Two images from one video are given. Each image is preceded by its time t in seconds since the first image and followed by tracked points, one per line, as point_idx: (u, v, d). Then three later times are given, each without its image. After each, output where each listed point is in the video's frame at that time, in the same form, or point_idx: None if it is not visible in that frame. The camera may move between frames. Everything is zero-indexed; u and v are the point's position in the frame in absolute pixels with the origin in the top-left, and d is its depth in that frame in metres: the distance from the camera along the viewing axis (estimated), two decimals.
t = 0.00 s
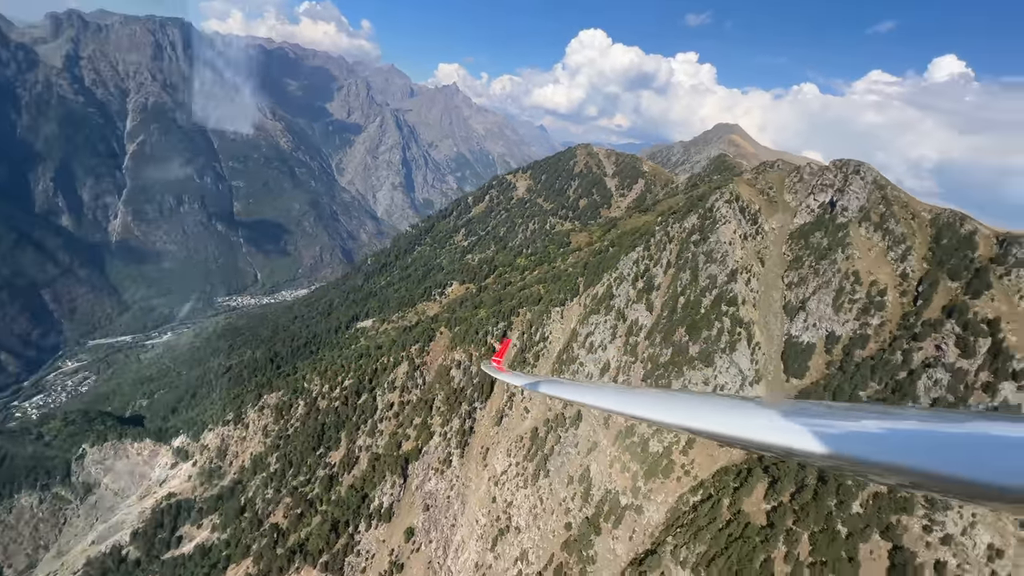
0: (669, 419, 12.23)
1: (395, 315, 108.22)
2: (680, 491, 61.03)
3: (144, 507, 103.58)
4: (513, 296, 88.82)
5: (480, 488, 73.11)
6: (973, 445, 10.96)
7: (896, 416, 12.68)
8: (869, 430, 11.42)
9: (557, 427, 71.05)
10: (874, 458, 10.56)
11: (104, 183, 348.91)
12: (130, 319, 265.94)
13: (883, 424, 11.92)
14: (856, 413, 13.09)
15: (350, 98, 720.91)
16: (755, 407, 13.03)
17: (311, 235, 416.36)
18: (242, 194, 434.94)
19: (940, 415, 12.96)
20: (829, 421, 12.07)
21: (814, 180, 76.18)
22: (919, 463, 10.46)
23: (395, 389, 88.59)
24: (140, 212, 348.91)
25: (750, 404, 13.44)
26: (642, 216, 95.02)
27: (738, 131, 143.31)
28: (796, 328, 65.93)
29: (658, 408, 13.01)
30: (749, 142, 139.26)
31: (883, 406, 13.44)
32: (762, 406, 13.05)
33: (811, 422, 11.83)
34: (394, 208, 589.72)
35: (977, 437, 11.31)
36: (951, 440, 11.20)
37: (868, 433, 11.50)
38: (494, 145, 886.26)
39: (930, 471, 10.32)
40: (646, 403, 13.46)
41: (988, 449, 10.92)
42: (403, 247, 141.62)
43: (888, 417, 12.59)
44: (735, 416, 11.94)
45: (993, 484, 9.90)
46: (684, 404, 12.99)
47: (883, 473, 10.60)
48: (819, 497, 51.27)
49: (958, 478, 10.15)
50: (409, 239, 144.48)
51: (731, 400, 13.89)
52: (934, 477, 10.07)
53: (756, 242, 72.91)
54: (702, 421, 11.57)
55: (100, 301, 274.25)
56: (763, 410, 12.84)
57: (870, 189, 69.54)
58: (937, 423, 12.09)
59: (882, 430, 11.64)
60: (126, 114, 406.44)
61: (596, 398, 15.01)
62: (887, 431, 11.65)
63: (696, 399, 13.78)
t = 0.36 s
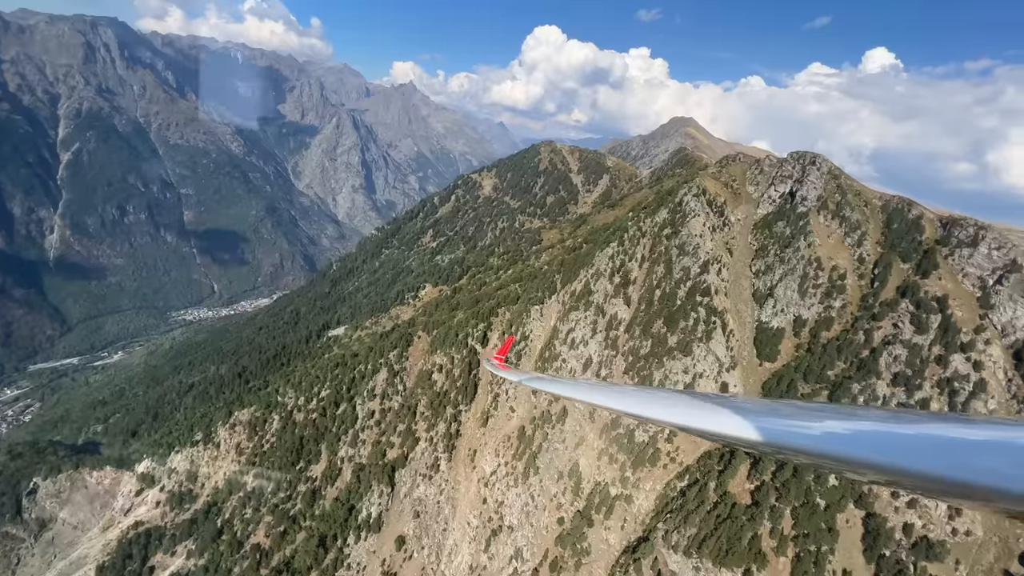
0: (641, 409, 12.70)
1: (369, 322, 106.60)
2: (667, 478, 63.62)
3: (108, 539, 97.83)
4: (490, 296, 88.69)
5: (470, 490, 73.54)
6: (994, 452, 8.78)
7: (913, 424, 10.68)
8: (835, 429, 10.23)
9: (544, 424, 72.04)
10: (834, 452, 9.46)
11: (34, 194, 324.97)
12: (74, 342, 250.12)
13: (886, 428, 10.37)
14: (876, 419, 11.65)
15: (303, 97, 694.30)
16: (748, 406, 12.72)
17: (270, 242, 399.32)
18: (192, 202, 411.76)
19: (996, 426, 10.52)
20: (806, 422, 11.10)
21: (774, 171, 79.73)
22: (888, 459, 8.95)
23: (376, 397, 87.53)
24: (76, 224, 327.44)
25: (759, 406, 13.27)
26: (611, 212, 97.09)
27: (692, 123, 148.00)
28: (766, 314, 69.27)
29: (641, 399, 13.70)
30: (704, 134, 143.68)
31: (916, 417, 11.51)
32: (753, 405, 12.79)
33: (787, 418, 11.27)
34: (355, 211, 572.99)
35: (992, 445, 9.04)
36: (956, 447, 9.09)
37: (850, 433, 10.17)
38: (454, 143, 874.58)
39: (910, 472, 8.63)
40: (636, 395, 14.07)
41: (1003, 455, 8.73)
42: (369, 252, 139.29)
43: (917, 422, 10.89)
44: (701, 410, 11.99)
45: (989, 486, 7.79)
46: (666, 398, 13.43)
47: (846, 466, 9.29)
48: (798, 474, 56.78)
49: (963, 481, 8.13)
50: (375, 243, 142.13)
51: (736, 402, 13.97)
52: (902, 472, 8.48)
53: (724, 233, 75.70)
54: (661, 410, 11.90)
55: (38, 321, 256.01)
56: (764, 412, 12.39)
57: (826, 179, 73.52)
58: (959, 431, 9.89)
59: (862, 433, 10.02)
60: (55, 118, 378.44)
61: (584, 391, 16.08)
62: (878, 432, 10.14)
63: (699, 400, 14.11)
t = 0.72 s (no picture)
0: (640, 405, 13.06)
1: (342, 331, 104.66)
2: (655, 467, 65.81)
3: None
4: (468, 298, 88.59)
5: (461, 494, 73.68)
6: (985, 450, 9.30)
7: (904, 420, 11.25)
8: (830, 424, 10.77)
9: (531, 422, 72.87)
10: (832, 448, 9.85)
11: None
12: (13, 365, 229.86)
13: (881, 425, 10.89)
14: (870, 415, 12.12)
15: (251, 99, 669.12)
16: (746, 401, 13.26)
17: (228, 252, 385.98)
18: (140, 212, 389.21)
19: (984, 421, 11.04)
20: (801, 418, 11.66)
21: (737, 164, 82.64)
22: (884, 457, 9.44)
23: (357, 406, 86.44)
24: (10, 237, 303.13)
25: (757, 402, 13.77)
26: (581, 209, 98.94)
27: (650, 118, 152.08)
28: (738, 303, 72.13)
29: (641, 395, 14.17)
30: (661, 128, 147.22)
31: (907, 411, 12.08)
32: (751, 402, 13.31)
33: (783, 414, 11.78)
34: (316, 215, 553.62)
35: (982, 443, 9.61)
36: (954, 445, 9.59)
37: (845, 430, 10.69)
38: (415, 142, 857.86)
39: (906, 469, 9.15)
40: (638, 392, 14.45)
41: (996, 456, 9.18)
42: (336, 259, 136.66)
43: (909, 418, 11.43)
44: (699, 409, 12.50)
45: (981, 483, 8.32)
46: (661, 397, 13.94)
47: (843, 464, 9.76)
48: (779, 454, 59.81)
49: (953, 477, 8.70)
50: (342, 248, 139.46)
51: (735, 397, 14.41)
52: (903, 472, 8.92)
53: (694, 226, 78.16)
54: (661, 408, 12.30)
55: None
56: (762, 407, 12.87)
57: (786, 171, 76.84)
58: (948, 428, 10.48)
59: (857, 429, 10.56)
60: None
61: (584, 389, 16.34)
62: (873, 429, 10.69)
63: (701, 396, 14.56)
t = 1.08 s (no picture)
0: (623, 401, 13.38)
1: (317, 342, 102.55)
2: (644, 458, 67.70)
3: None
4: (447, 301, 88.09)
5: (453, 498, 73.59)
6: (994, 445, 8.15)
7: (915, 413, 10.33)
8: (810, 418, 10.20)
9: (520, 422, 73.40)
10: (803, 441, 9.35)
11: None
12: None
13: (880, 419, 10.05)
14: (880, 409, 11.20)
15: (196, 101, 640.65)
16: (743, 398, 12.81)
17: (183, 263, 366.28)
18: (84, 226, 365.02)
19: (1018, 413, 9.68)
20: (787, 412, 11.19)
21: (705, 159, 84.35)
22: (857, 449, 8.78)
23: (339, 417, 84.95)
24: None
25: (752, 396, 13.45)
26: (554, 207, 100.36)
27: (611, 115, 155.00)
28: (714, 294, 74.26)
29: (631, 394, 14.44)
30: (623, 124, 149.71)
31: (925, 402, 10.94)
32: (745, 395, 13.03)
33: (766, 407, 11.38)
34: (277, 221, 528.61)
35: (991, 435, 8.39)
36: (944, 440, 8.56)
37: (828, 425, 10.09)
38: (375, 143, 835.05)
39: (882, 463, 8.32)
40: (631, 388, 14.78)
41: (974, 449, 8.19)
42: (301, 268, 133.52)
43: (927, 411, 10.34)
44: (678, 404, 12.60)
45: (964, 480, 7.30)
46: (646, 394, 14.15)
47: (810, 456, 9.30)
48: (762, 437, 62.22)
49: (937, 471, 7.80)
50: (309, 255, 136.62)
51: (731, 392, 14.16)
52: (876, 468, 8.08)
53: (667, 221, 80.07)
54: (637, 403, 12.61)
55: None
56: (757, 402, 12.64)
57: (752, 166, 79.09)
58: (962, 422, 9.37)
59: (841, 422, 9.93)
60: None
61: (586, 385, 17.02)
62: (863, 422, 9.95)
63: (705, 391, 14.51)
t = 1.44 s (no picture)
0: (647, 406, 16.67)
1: (292, 353, 101.22)
2: (633, 451, 69.85)
3: None
4: (427, 307, 87.63)
5: (445, 505, 73.29)
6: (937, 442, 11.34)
7: (886, 416, 13.61)
8: (804, 422, 13.40)
9: (509, 424, 73.82)
10: (798, 440, 12.51)
11: None
12: None
13: (853, 421, 13.34)
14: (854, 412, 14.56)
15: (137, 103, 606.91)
16: (746, 403, 16.07)
17: (136, 276, 346.22)
18: (23, 240, 334.88)
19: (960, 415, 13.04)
20: (782, 415, 14.51)
21: (675, 158, 86.46)
22: (840, 447, 11.92)
23: (321, 430, 83.59)
24: None
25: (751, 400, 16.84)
26: (527, 207, 101.64)
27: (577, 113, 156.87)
28: (691, 288, 76.50)
29: (652, 398, 17.77)
30: (587, 123, 151.69)
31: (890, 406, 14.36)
32: (751, 401, 16.19)
33: (770, 412, 14.58)
34: (238, 230, 503.03)
35: (937, 436, 11.56)
36: (907, 440, 11.73)
37: (818, 427, 13.28)
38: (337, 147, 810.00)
39: (861, 458, 11.40)
40: (650, 393, 18.09)
41: (934, 447, 11.36)
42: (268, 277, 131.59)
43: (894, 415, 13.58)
44: (695, 410, 15.73)
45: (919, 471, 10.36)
46: (664, 399, 17.31)
47: (806, 452, 12.34)
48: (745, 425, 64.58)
49: (899, 463, 10.90)
50: (275, 264, 134.20)
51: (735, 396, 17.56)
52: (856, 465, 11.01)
53: (643, 219, 81.80)
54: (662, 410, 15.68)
55: None
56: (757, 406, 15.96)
57: (721, 163, 81.32)
58: (916, 424, 12.64)
59: (825, 425, 13.18)
60: None
61: (607, 389, 20.41)
62: (845, 424, 13.15)
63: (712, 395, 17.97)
